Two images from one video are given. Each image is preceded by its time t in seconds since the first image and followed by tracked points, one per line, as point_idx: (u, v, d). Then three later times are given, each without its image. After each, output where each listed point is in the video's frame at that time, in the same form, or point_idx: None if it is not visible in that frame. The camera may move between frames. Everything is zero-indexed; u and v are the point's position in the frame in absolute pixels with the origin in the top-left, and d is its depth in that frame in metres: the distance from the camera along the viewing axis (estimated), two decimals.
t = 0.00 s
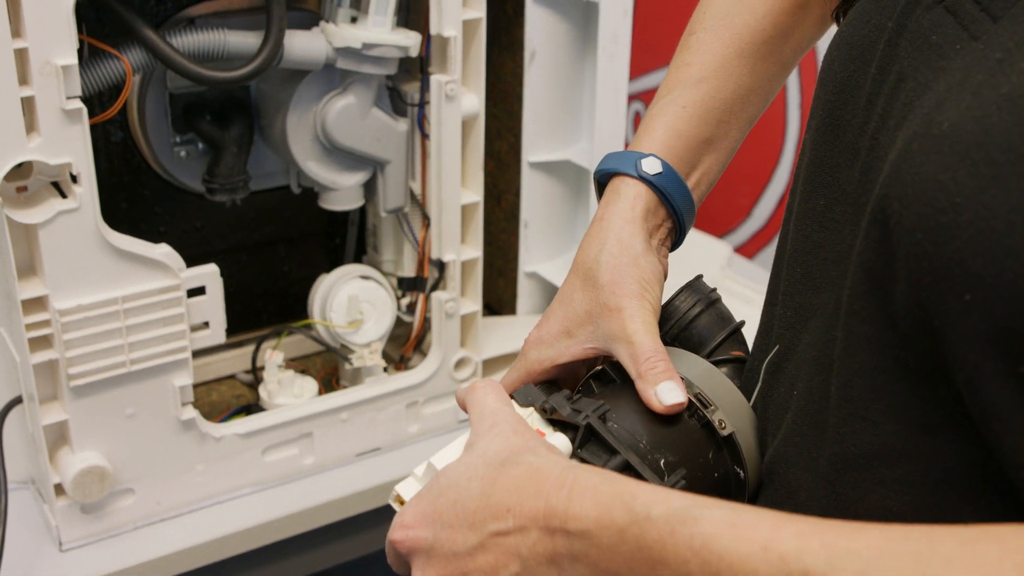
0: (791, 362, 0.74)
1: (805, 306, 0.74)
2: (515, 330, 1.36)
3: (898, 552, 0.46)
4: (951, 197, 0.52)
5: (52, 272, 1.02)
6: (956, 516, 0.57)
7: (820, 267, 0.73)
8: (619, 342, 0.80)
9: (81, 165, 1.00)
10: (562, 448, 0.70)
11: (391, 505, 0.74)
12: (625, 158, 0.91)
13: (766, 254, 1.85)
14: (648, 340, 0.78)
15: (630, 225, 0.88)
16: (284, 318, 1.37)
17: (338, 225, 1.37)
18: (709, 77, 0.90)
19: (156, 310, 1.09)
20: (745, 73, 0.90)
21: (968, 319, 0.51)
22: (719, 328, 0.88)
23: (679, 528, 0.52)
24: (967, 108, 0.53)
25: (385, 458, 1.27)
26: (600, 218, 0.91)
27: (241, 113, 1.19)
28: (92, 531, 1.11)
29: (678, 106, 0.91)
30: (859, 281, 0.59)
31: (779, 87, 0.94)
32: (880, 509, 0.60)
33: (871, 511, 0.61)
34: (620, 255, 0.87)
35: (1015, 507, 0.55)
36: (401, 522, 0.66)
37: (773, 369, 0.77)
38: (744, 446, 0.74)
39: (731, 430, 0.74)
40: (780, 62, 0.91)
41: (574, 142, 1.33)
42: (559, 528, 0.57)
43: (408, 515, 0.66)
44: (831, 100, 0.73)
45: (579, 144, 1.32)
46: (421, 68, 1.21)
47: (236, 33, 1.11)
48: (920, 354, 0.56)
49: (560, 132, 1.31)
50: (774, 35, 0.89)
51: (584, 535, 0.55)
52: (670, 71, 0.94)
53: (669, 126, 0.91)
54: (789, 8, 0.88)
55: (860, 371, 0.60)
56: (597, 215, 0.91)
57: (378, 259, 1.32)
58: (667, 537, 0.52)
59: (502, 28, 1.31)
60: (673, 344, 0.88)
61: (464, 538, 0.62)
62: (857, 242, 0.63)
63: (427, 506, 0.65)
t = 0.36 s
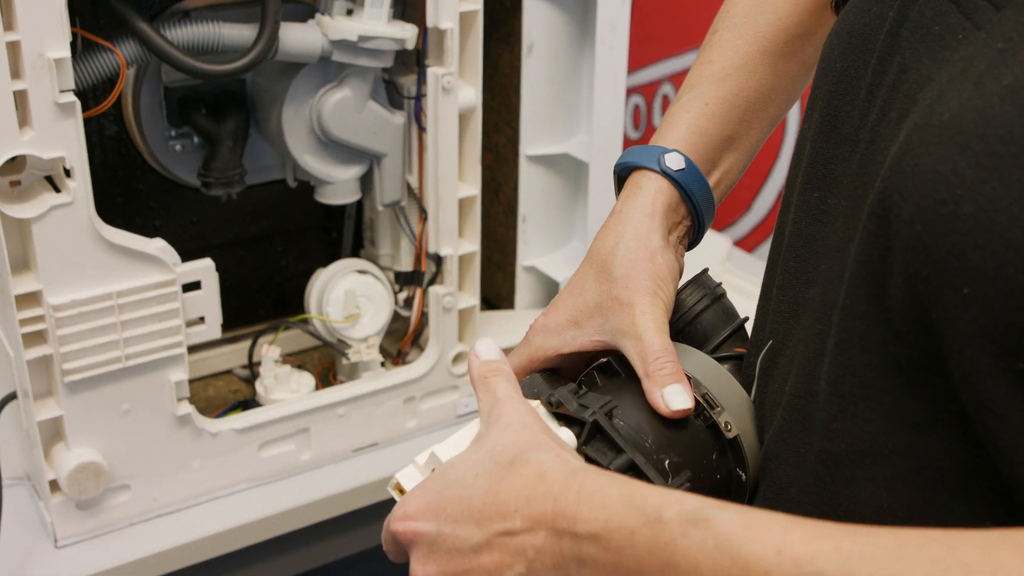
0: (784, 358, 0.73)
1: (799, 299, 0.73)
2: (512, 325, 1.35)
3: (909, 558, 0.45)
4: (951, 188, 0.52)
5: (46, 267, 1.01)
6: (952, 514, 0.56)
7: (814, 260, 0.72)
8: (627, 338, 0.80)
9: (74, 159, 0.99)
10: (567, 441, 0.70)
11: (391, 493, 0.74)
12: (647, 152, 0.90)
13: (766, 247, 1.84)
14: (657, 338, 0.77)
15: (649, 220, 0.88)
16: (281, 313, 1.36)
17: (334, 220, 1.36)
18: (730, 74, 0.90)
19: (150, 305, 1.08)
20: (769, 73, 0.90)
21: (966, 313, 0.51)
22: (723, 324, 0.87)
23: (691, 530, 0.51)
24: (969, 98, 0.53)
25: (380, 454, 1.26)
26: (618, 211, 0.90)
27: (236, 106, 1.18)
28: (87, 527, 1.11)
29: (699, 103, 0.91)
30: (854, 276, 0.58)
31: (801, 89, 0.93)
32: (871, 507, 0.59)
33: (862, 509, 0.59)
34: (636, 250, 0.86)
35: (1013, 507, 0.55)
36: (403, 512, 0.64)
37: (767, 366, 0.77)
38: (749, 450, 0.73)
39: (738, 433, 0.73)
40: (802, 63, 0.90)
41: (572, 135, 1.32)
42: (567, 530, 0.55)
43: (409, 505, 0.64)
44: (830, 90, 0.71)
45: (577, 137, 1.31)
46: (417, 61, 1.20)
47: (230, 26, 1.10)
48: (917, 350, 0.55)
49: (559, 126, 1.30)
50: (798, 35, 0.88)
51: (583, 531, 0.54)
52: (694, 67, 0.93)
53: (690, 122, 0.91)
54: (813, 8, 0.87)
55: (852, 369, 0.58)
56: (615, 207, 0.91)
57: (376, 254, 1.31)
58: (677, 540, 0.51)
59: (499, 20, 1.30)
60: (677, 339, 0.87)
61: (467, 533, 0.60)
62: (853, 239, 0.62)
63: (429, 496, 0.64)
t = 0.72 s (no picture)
0: (774, 349, 0.73)
1: (788, 289, 0.73)
2: (502, 319, 1.34)
3: (896, 538, 0.45)
4: (940, 175, 0.52)
5: (28, 265, 1.00)
6: (946, 504, 0.55)
7: (805, 248, 0.72)
8: (623, 331, 0.78)
9: (55, 156, 0.98)
10: (557, 430, 0.68)
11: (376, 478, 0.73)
12: (658, 145, 0.89)
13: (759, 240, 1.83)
14: (653, 332, 0.76)
15: (654, 216, 0.86)
16: (268, 309, 1.35)
17: (321, 215, 1.35)
18: (739, 68, 0.89)
19: (134, 302, 1.08)
20: (778, 63, 0.89)
21: (959, 301, 0.50)
22: (720, 316, 0.87)
23: (677, 509, 0.51)
24: (961, 84, 0.52)
25: (374, 450, 1.25)
26: (625, 202, 0.89)
27: (221, 100, 1.17)
28: (72, 526, 1.10)
29: (710, 97, 0.90)
30: (847, 267, 0.58)
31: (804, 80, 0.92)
32: (865, 500, 0.59)
33: (856, 502, 0.59)
34: (639, 244, 0.85)
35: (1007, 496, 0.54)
36: (387, 497, 0.63)
37: (757, 357, 0.76)
38: (742, 442, 0.74)
39: (730, 424, 0.74)
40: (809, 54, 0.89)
41: (561, 127, 1.31)
42: (557, 506, 0.55)
43: (394, 491, 0.63)
44: (823, 75, 0.70)
45: (565, 130, 1.30)
46: (403, 54, 1.19)
47: (213, 19, 1.09)
48: (910, 341, 0.55)
49: (547, 118, 1.29)
50: (806, 26, 0.88)
51: (569, 509, 0.55)
52: (701, 62, 0.92)
53: (704, 116, 0.89)
54: None
55: (845, 361, 0.58)
56: (623, 199, 0.90)
57: (363, 249, 1.30)
58: (664, 517, 0.51)
59: (486, 12, 1.28)
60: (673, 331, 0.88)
61: (455, 516, 0.60)
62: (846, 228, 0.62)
63: (414, 483, 0.63)
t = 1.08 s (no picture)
0: (745, 345, 0.71)
1: (759, 286, 0.72)
2: (474, 316, 1.34)
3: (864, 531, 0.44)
4: (906, 167, 0.51)
5: None
6: (915, 500, 0.55)
7: (775, 245, 0.71)
8: (605, 330, 0.77)
9: (19, 154, 0.97)
10: (531, 432, 0.66)
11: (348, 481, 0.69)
12: (648, 144, 0.88)
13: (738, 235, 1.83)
14: (635, 333, 0.74)
15: (640, 216, 0.85)
16: (241, 307, 1.34)
17: (294, 212, 1.34)
18: (723, 64, 0.88)
19: (101, 302, 1.06)
20: (762, 59, 0.88)
21: (926, 294, 0.50)
22: (700, 313, 0.87)
23: (641, 506, 0.49)
24: (925, 74, 0.52)
25: (342, 449, 1.24)
26: (613, 199, 0.88)
27: (188, 97, 1.16)
28: (42, 528, 1.09)
29: (697, 93, 0.89)
30: (815, 263, 0.57)
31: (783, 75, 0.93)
32: (833, 497, 0.58)
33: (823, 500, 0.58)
34: (624, 243, 0.84)
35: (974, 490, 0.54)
36: (355, 499, 0.59)
37: (730, 355, 0.75)
38: (720, 444, 0.72)
39: (709, 428, 0.71)
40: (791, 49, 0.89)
41: (533, 123, 1.30)
42: (524, 505, 0.52)
43: (363, 492, 0.59)
44: (791, 69, 0.70)
45: (538, 125, 1.29)
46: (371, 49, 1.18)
47: (178, 15, 1.08)
48: (877, 336, 0.54)
49: (519, 112, 1.28)
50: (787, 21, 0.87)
51: (535, 509, 0.52)
52: (684, 60, 0.92)
53: (693, 113, 0.89)
54: None
55: (815, 357, 0.57)
56: (610, 195, 0.89)
57: (336, 246, 1.30)
58: (630, 514, 0.49)
59: (458, 7, 1.27)
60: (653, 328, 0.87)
61: (425, 518, 0.56)
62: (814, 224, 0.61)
63: (384, 484, 0.59)
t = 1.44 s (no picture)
0: (706, 341, 0.69)
1: (719, 279, 0.69)
2: (443, 315, 1.34)
3: (817, 523, 0.42)
4: (859, 159, 0.50)
5: None
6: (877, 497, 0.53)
7: (734, 241, 0.68)
8: (571, 328, 0.75)
9: None
10: (491, 430, 0.65)
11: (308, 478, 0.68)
12: (618, 140, 0.87)
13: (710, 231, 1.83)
14: (600, 330, 0.73)
15: (608, 212, 0.84)
16: (208, 307, 1.34)
17: (260, 211, 1.33)
18: (694, 60, 0.88)
19: (63, 303, 1.05)
20: (730, 56, 0.88)
21: (878, 286, 0.49)
22: (668, 309, 0.84)
23: (596, 498, 0.47)
24: (877, 64, 0.52)
25: (312, 448, 1.24)
26: (582, 196, 0.86)
27: (151, 97, 1.15)
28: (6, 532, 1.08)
29: (666, 89, 0.88)
30: (774, 259, 0.56)
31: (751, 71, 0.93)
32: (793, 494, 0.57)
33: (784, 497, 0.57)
34: (591, 239, 0.82)
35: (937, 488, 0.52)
36: (313, 497, 0.58)
37: (692, 350, 0.73)
38: (686, 443, 0.69)
39: (673, 426, 0.69)
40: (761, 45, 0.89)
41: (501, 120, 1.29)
42: (479, 500, 0.50)
43: (320, 491, 0.58)
44: (748, 62, 0.68)
45: (505, 122, 1.29)
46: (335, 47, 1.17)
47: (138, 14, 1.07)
48: (836, 329, 0.53)
49: (486, 109, 1.28)
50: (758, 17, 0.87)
51: (490, 505, 0.50)
52: (654, 57, 0.92)
53: (662, 109, 0.88)
54: None
55: (773, 352, 0.56)
56: (579, 192, 0.87)
57: (303, 245, 1.30)
58: (582, 507, 0.47)
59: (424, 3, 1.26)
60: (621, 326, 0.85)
61: (380, 515, 0.55)
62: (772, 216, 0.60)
63: (339, 479, 0.58)
